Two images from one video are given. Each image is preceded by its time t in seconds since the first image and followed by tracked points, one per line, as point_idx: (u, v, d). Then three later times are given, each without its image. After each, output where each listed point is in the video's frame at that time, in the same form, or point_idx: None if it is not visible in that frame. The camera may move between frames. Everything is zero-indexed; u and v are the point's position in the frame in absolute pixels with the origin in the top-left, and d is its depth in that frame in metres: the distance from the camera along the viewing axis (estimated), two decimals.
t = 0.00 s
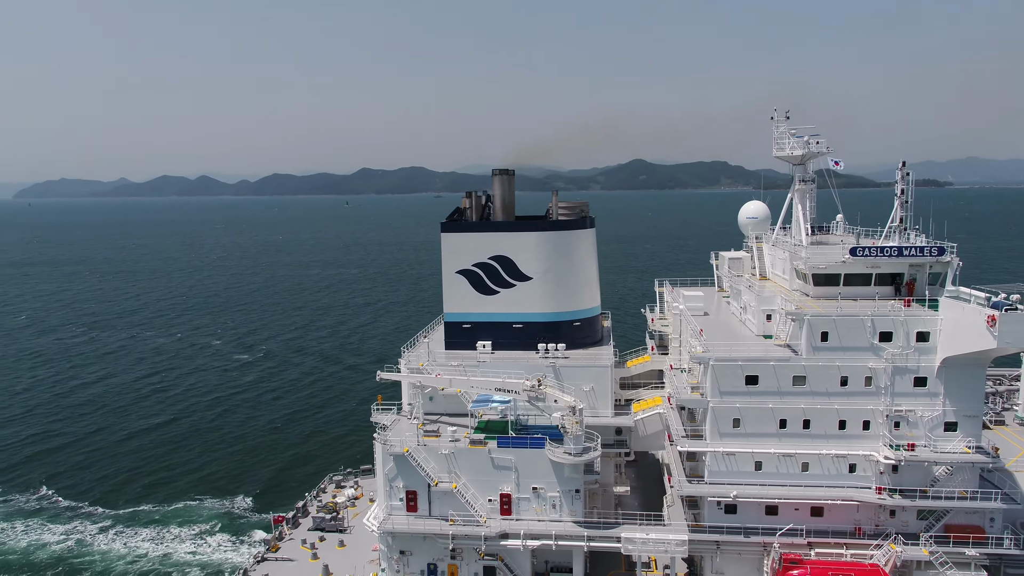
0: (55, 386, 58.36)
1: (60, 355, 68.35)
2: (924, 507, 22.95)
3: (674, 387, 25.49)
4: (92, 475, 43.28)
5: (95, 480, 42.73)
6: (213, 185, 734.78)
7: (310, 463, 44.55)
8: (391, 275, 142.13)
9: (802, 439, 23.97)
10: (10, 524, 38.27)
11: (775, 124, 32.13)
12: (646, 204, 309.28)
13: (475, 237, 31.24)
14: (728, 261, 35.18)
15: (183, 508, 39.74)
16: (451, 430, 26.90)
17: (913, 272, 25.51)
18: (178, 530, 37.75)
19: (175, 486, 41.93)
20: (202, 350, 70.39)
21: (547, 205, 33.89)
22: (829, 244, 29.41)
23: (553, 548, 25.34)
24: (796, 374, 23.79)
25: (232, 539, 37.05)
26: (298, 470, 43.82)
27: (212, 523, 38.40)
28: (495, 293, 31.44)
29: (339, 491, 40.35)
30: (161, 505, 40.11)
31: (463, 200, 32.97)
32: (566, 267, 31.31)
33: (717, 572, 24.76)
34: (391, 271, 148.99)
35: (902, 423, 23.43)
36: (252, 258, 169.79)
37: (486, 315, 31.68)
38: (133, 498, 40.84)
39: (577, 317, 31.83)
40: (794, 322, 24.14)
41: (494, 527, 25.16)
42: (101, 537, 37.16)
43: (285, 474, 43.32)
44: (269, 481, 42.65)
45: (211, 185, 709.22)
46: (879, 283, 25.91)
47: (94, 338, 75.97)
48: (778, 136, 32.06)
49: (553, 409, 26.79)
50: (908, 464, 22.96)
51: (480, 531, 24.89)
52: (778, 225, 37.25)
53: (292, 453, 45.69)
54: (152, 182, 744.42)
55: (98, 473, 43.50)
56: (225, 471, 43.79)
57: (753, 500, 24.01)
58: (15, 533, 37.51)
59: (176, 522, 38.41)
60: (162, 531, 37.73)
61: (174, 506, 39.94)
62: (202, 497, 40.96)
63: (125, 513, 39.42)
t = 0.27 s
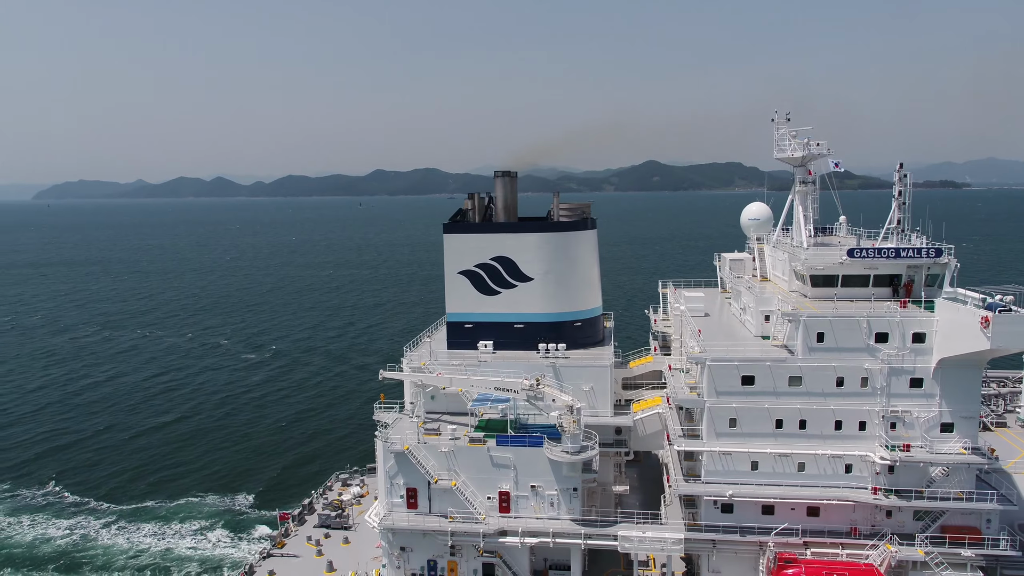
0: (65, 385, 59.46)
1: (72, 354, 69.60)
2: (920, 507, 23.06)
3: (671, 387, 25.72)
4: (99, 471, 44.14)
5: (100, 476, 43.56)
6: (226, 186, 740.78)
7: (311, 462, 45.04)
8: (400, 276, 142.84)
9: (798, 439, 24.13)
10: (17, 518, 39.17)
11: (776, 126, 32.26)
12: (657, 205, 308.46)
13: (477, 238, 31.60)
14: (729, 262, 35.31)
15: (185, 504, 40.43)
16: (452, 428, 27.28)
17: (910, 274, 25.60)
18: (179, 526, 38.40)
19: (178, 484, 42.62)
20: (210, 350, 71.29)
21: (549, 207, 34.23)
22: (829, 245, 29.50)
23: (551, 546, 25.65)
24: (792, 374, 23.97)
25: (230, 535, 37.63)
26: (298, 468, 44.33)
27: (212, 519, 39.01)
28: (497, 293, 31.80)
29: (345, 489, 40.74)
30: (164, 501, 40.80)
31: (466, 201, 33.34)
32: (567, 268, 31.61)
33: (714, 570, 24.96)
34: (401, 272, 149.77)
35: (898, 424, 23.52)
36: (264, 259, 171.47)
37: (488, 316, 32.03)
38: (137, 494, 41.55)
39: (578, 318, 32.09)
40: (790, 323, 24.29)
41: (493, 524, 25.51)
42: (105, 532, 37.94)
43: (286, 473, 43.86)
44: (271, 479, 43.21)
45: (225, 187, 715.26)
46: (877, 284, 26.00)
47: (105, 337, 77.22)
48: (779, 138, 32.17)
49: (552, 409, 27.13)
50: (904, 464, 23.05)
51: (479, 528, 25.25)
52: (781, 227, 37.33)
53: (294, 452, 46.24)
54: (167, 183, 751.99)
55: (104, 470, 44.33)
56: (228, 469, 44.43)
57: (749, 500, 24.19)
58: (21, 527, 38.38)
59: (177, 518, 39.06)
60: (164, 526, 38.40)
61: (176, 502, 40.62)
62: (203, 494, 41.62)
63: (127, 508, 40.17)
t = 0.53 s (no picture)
0: (74, 383, 60.53)
1: (83, 353, 70.77)
2: (916, 507, 23.15)
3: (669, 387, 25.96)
4: (105, 468, 44.97)
5: (106, 473, 44.37)
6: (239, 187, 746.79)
7: (313, 461, 45.56)
8: (410, 277, 143.59)
9: (794, 439, 24.29)
10: (23, 513, 40.05)
11: (777, 128, 32.39)
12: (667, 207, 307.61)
13: (479, 239, 31.97)
14: (731, 263, 35.44)
15: (186, 501, 41.12)
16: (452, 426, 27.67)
17: (908, 275, 25.67)
18: (180, 522, 39.06)
19: (181, 481, 43.32)
20: (218, 350, 72.21)
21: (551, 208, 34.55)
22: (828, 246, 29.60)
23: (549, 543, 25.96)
24: (788, 374, 24.14)
25: (229, 532, 38.22)
26: (300, 467, 44.86)
27: (212, 516, 39.62)
28: (498, 293, 32.14)
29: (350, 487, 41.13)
30: (166, 498, 41.50)
31: (467, 203, 33.67)
32: (568, 269, 31.91)
33: (711, 569, 25.17)
34: (410, 273, 150.50)
35: (894, 425, 23.62)
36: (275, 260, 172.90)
37: (490, 316, 32.38)
38: (141, 491, 42.29)
39: (579, 318, 32.37)
40: (786, 323, 24.47)
41: (491, 522, 25.85)
42: (107, 527, 38.67)
43: (286, 471, 44.41)
44: (272, 477, 43.77)
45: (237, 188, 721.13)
46: (875, 285, 26.09)
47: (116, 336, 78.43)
48: (780, 140, 32.28)
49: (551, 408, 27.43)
50: (900, 464, 23.15)
51: (477, 525, 25.61)
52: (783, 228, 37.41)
53: (296, 452, 46.79)
54: (181, 185, 759.38)
55: (109, 466, 45.16)
56: (230, 467, 45.07)
57: (745, 499, 24.37)
58: (27, 522, 39.19)
59: (180, 515, 39.74)
60: (166, 523, 39.08)
61: (179, 499, 41.30)
62: (204, 491, 42.28)
63: (131, 505, 40.92)
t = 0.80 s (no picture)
0: (83, 382, 61.57)
1: (93, 352, 71.88)
2: (911, 507, 23.27)
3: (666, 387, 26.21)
4: (110, 466, 45.78)
5: (110, 470, 45.17)
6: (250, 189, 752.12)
7: (313, 461, 46.09)
8: (418, 278, 144.24)
9: (789, 439, 24.48)
10: (29, 508, 40.90)
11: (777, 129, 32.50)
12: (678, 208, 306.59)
13: (480, 240, 32.35)
14: (732, 265, 35.57)
15: (187, 498, 41.78)
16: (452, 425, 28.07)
17: (905, 276, 25.76)
18: (181, 519, 39.70)
19: (183, 479, 44.00)
20: (226, 350, 73.05)
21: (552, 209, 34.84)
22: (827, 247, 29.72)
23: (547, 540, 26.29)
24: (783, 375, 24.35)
25: (228, 528, 38.79)
26: (300, 466, 45.40)
27: (212, 513, 40.25)
28: (499, 294, 32.52)
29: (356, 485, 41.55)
30: (168, 495, 42.19)
31: (470, 204, 34.07)
32: (568, 270, 32.23)
33: (707, 568, 25.40)
34: (419, 274, 151.27)
35: (889, 425, 23.75)
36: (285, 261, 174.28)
37: (491, 316, 32.76)
38: (143, 488, 43.02)
39: (579, 318, 32.67)
40: (782, 324, 24.68)
41: (490, 519, 26.21)
42: (109, 523, 39.41)
43: (287, 470, 44.96)
44: (273, 476, 44.34)
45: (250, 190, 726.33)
46: (872, 286, 26.23)
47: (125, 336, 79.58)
48: (779, 142, 32.39)
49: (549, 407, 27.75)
50: (895, 464, 23.28)
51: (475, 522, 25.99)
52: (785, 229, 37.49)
53: (297, 451, 47.33)
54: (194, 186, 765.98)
55: (114, 464, 45.98)
56: (233, 465, 45.71)
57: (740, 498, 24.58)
58: (32, 517, 40.00)
59: (181, 511, 40.38)
60: (167, 519, 39.75)
61: (180, 496, 41.96)
62: (205, 488, 42.95)
63: (133, 501, 41.65)
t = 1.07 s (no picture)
0: (91, 381, 62.50)
1: (103, 352, 72.92)
2: (907, 508, 23.36)
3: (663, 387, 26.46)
4: (115, 463, 46.56)
5: (115, 468, 45.92)
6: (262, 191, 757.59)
7: (315, 460, 46.63)
8: (427, 280, 144.95)
9: (784, 439, 24.66)
10: (34, 504, 41.68)
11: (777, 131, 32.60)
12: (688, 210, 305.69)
13: (481, 242, 32.74)
14: (733, 266, 35.70)
15: (189, 495, 42.43)
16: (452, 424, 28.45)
17: (902, 278, 25.86)
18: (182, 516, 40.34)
19: (186, 477, 44.68)
20: (232, 350, 73.85)
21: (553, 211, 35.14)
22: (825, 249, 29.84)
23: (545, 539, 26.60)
24: (778, 376, 24.55)
25: (228, 525, 39.36)
26: (302, 465, 45.97)
27: (213, 510, 40.84)
28: (500, 295, 32.88)
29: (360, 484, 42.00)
30: (171, 492, 42.87)
31: (472, 206, 34.41)
32: (568, 271, 32.54)
33: (703, 567, 25.59)
34: (427, 275, 152.01)
35: (885, 426, 23.86)
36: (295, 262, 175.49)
37: (492, 317, 33.13)
38: (147, 486, 43.72)
39: (579, 319, 32.96)
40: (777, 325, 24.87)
41: (488, 517, 26.54)
42: (112, 519, 40.13)
43: (288, 469, 45.52)
44: (275, 475, 44.92)
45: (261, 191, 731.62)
46: (869, 288, 26.35)
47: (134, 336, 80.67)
48: (780, 143, 32.49)
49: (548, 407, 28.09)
50: (890, 465, 23.40)
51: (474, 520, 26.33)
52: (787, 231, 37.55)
53: (299, 451, 47.91)
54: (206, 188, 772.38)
55: (119, 461, 46.74)
56: (235, 464, 46.35)
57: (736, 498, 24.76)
58: (38, 512, 40.79)
59: (182, 509, 41.01)
60: (169, 516, 40.39)
61: (182, 494, 42.62)
62: (207, 486, 43.60)
63: (137, 498, 42.36)
